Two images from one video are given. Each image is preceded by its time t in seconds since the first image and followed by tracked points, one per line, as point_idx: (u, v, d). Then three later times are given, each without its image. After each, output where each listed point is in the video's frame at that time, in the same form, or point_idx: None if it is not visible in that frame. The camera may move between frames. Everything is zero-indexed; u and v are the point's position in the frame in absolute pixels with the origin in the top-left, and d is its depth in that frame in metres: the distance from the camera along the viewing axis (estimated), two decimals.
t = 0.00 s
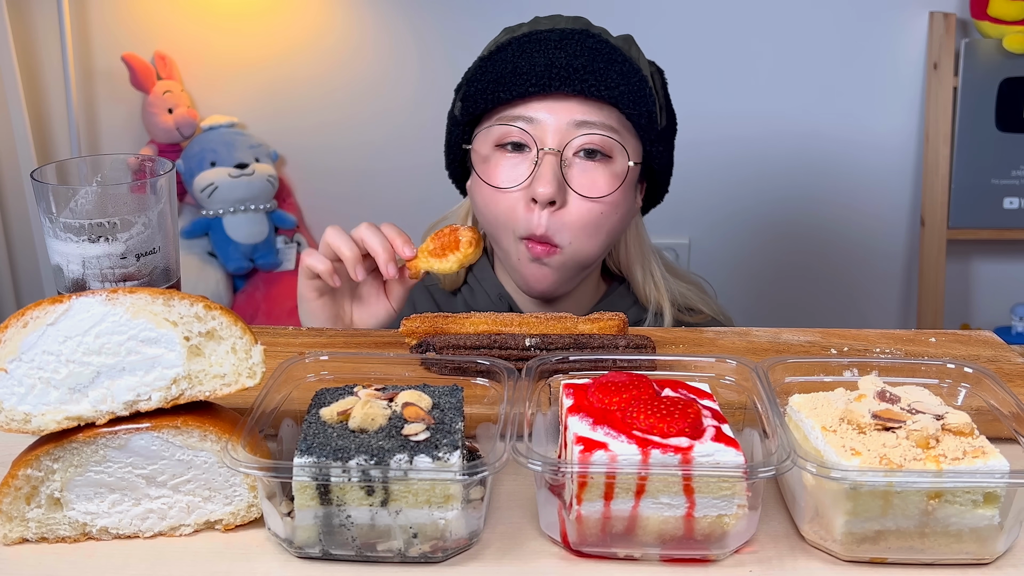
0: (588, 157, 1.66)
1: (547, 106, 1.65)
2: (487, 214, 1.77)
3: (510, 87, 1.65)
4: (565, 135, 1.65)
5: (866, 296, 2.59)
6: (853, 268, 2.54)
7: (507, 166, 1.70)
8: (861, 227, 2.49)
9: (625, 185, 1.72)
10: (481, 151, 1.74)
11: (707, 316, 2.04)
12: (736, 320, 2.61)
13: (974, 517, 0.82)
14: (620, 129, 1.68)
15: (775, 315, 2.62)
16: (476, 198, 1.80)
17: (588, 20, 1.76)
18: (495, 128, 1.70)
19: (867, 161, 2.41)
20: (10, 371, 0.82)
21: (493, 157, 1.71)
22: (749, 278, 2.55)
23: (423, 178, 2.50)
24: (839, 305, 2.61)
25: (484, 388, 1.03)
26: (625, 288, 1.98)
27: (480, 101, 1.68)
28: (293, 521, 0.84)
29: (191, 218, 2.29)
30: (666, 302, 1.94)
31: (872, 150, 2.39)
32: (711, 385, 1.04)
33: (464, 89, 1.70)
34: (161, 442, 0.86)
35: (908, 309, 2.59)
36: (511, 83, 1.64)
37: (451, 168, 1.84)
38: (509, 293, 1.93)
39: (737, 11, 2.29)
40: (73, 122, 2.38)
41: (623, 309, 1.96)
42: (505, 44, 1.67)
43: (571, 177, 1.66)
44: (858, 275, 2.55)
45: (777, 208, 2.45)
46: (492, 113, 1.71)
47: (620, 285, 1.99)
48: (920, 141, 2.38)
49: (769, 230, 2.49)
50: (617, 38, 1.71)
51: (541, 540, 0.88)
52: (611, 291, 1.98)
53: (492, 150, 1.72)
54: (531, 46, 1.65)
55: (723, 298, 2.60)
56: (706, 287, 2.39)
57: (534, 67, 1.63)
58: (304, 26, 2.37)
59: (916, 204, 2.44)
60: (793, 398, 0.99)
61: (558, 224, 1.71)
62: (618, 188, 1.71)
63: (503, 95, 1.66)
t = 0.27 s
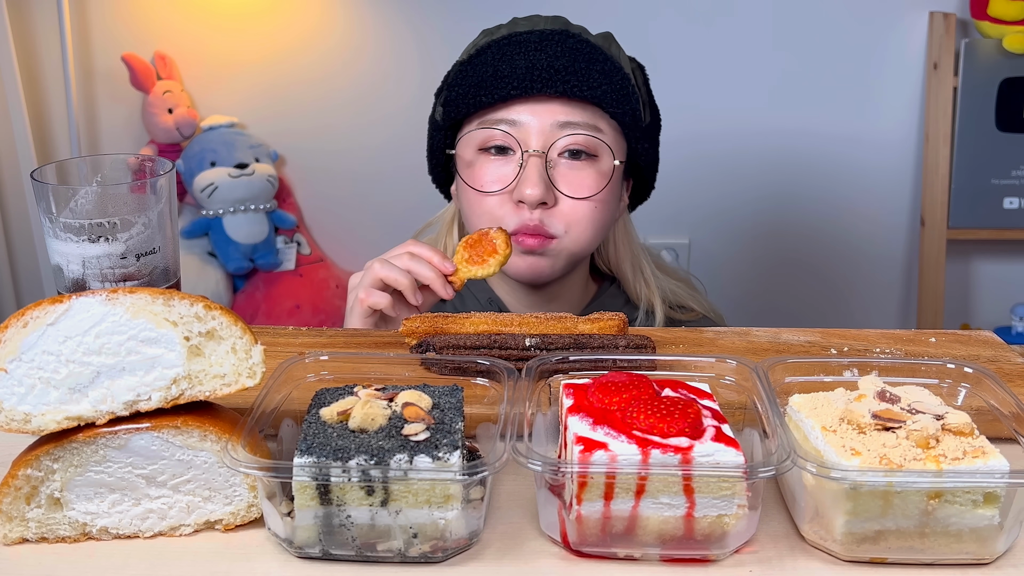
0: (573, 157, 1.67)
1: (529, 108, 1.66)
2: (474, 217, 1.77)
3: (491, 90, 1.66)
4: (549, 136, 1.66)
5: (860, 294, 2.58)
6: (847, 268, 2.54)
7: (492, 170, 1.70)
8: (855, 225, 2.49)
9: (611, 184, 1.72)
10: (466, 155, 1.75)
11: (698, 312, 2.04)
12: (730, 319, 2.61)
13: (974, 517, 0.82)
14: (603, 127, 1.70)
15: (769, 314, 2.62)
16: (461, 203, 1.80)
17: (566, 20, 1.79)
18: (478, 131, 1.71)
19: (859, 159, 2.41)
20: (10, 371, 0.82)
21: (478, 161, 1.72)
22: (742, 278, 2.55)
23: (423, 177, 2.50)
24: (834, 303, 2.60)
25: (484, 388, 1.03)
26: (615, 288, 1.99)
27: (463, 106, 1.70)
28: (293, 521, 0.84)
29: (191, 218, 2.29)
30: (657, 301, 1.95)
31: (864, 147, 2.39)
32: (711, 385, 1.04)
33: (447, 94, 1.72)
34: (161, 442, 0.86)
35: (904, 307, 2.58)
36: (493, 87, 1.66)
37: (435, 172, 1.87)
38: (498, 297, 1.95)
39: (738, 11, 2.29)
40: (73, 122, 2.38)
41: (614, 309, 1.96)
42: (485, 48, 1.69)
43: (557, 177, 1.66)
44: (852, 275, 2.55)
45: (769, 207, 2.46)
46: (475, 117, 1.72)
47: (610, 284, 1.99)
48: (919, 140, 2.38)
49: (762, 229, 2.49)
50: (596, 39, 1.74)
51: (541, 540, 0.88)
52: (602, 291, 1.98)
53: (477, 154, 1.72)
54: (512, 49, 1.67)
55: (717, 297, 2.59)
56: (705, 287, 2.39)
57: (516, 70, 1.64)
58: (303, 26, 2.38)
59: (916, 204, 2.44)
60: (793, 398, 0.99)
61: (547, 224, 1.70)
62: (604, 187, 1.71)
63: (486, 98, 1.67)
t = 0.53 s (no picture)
0: (569, 160, 1.67)
1: (525, 110, 1.67)
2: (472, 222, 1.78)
3: (487, 93, 1.66)
4: (545, 138, 1.67)
5: (857, 293, 2.58)
6: (848, 268, 2.54)
7: (489, 174, 1.71)
8: (852, 225, 2.49)
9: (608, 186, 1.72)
10: (462, 160, 1.75)
11: (699, 314, 2.04)
12: (726, 319, 2.61)
13: (974, 517, 0.82)
14: (600, 130, 1.69)
15: (766, 314, 2.62)
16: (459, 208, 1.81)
17: (563, 20, 1.78)
18: (474, 135, 1.71)
19: (856, 158, 2.41)
20: (10, 371, 0.82)
21: (475, 165, 1.72)
22: (742, 277, 2.55)
23: (423, 177, 2.50)
24: (830, 302, 2.60)
25: (484, 388, 1.03)
26: (615, 291, 1.99)
27: (458, 109, 1.71)
28: (293, 521, 0.84)
29: (191, 218, 2.29)
30: (657, 302, 1.95)
31: (861, 147, 2.40)
32: (711, 385, 1.04)
33: (442, 96, 1.73)
34: (161, 442, 0.86)
35: (900, 306, 2.58)
36: (488, 89, 1.66)
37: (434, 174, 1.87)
38: (498, 300, 1.94)
39: (738, 11, 2.29)
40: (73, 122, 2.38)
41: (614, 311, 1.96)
42: (480, 50, 1.69)
43: (553, 180, 1.67)
44: (852, 275, 2.55)
45: (766, 206, 2.45)
46: (471, 119, 1.73)
47: (610, 287, 1.99)
48: (920, 140, 2.38)
49: (759, 228, 2.48)
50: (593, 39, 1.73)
51: (541, 540, 0.88)
52: (601, 293, 1.99)
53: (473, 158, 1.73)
54: (507, 50, 1.67)
55: (715, 297, 2.59)
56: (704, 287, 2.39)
57: (511, 72, 1.64)
58: (303, 26, 2.38)
59: (915, 204, 2.44)
60: (793, 398, 0.99)
61: (544, 227, 1.71)
62: (601, 190, 1.71)
63: (481, 100, 1.67)
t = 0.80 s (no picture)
0: (568, 161, 1.67)
1: (523, 112, 1.67)
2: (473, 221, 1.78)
3: (484, 95, 1.67)
4: (544, 140, 1.66)
5: (857, 293, 2.58)
6: (849, 268, 2.54)
7: (489, 174, 1.71)
8: (852, 225, 2.49)
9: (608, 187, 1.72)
10: (463, 160, 1.75)
11: (702, 315, 2.04)
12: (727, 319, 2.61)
13: (974, 516, 0.82)
14: (599, 130, 1.69)
15: (765, 314, 2.62)
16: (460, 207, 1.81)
17: (564, 20, 1.79)
18: (473, 137, 1.71)
19: (856, 158, 2.41)
20: (10, 371, 0.82)
21: (475, 166, 1.72)
22: (743, 277, 2.55)
23: (423, 177, 2.50)
24: (829, 303, 2.60)
25: (484, 388, 1.03)
26: (620, 291, 2.00)
27: (457, 111, 1.72)
28: (293, 521, 0.84)
29: (191, 218, 2.29)
30: (661, 300, 1.95)
31: (861, 147, 2.40)
32: (711, 385, 1.04)
33: (442, 99, 1.74)
34: (161, 442, 0.86)
35: (900, 306, 2.58)
36: (486, 92, 1.67)
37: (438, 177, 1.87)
38: (502, 298, 1.94)
39: (738, 11, 2.29)
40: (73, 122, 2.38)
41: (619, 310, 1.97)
42: (478, 52, 1.70)
43: (553, 180, 1.67)
44: (853, 275, 2.55)
45: (766, 206, 2.45)
46: (471, 122, 1.74)
47: (615, 286, 2.00)
48: (920, 140, 2.38)
49: (759, 228, 2.48)
50: (592, 40, 1.73)
51: (541, 540, 0.88)
52: (606, 292, 2.00)
53: (472, 159, 1.72)
54: (504, 52, 1.67)
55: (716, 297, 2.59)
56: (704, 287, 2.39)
57: (508, 74, 1.65)
58: (303, 26, 2.38)
59: (916, 204, 2.44)
60: (793, 398, 0.99)
61: (544, 227, 1.72)
62: (601, 191, 1.70)
63: (479, 103, 1.68)
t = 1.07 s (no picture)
0: (566, 158, 1.67)
1: (522, 108, 1.67)
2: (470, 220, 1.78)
3: (483, 91, 1.67)
4: (542, 137, 1.67)
5: (856, 294, 2.58)
6: (849, 267, 2.54)
7: (487, 171, 1.71)
8: (852, 225, 2.49)
9: (606, 185, 1.72)
10: (462, 157, 1.76)
11: (704, 316, 2.04)
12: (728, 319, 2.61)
13: (974, 516, 0.82)
14: (598, 128, 1.69)
15: (765, 314, 2.62)
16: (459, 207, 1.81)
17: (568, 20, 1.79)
18: (473, 133, 1.73)
19: (856, 158, 2.41)
20: (10, 370, 0.82)
21: (474, 163, 1.73)
22: (743, 277, 2.55)
23: (423, 177, 2.50)
24: (830, 302, 2.60)
25: (484, 388, 1.03)
26: (621, 292, 2.00)
27: (457, 107, 1.72)
28: (293, 521, 0.84)
29: (191, 218, 2.29)
30: (662, 302, 1.95)
31: (861, 147, 2.40)
32: (711, 385, 1.04)
33: (442, 95, 1.74)
34: (161, 442, 0.86)
35: (900, 306, 2.59)
36: (485, 87, 1.67)
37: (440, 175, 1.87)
38: (504, 298, 1.93)
39: (738, 11, 2.29)
40: (73, 122, 2.37)
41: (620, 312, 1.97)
42: (480, 48, 1.70)
43: (550, 178, 1.67)
44: (854, 275, 2.55)
45: (766, 206, 2.45)
46: (471, 118, 1.73)
47: (616, 288, 2.00)
48: (920, 140, 2.38)
49: (760, 228, 2.48)
50: (593, 39, 1.73)
51: (541, 540, 0.88)
52: (607, 293, 2.00)
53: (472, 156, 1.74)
54: (504, 48, 1.67)
55: (717, 297, 2.59)
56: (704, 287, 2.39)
57: (507, 70, 1.65)
58: (304, 26, 2.38)
59: (916, 204, 2.44)
60: (793, 398, 0.99)
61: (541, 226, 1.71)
62: (598, 189, 1.71)
63: (478, 98, 1.68)
